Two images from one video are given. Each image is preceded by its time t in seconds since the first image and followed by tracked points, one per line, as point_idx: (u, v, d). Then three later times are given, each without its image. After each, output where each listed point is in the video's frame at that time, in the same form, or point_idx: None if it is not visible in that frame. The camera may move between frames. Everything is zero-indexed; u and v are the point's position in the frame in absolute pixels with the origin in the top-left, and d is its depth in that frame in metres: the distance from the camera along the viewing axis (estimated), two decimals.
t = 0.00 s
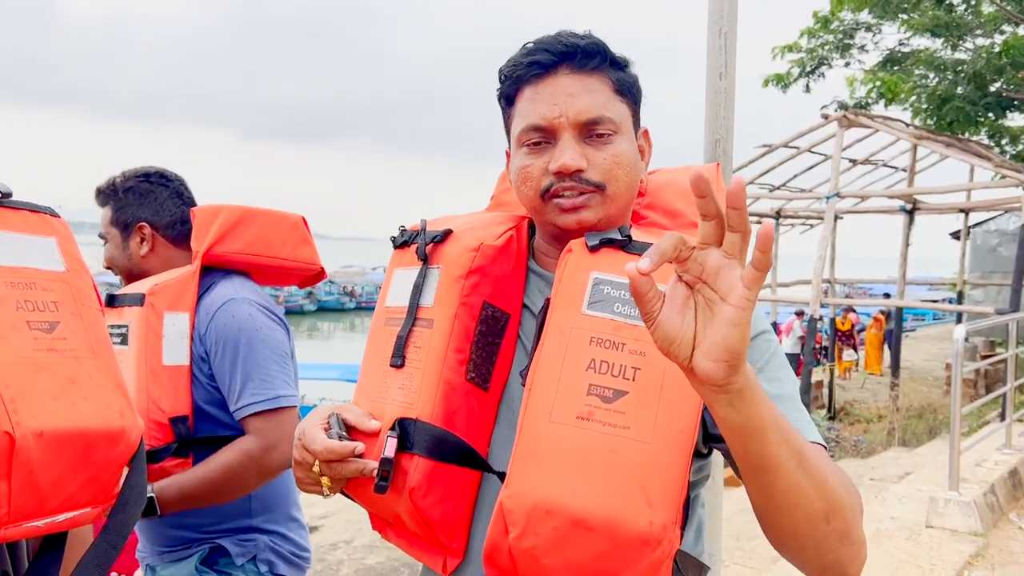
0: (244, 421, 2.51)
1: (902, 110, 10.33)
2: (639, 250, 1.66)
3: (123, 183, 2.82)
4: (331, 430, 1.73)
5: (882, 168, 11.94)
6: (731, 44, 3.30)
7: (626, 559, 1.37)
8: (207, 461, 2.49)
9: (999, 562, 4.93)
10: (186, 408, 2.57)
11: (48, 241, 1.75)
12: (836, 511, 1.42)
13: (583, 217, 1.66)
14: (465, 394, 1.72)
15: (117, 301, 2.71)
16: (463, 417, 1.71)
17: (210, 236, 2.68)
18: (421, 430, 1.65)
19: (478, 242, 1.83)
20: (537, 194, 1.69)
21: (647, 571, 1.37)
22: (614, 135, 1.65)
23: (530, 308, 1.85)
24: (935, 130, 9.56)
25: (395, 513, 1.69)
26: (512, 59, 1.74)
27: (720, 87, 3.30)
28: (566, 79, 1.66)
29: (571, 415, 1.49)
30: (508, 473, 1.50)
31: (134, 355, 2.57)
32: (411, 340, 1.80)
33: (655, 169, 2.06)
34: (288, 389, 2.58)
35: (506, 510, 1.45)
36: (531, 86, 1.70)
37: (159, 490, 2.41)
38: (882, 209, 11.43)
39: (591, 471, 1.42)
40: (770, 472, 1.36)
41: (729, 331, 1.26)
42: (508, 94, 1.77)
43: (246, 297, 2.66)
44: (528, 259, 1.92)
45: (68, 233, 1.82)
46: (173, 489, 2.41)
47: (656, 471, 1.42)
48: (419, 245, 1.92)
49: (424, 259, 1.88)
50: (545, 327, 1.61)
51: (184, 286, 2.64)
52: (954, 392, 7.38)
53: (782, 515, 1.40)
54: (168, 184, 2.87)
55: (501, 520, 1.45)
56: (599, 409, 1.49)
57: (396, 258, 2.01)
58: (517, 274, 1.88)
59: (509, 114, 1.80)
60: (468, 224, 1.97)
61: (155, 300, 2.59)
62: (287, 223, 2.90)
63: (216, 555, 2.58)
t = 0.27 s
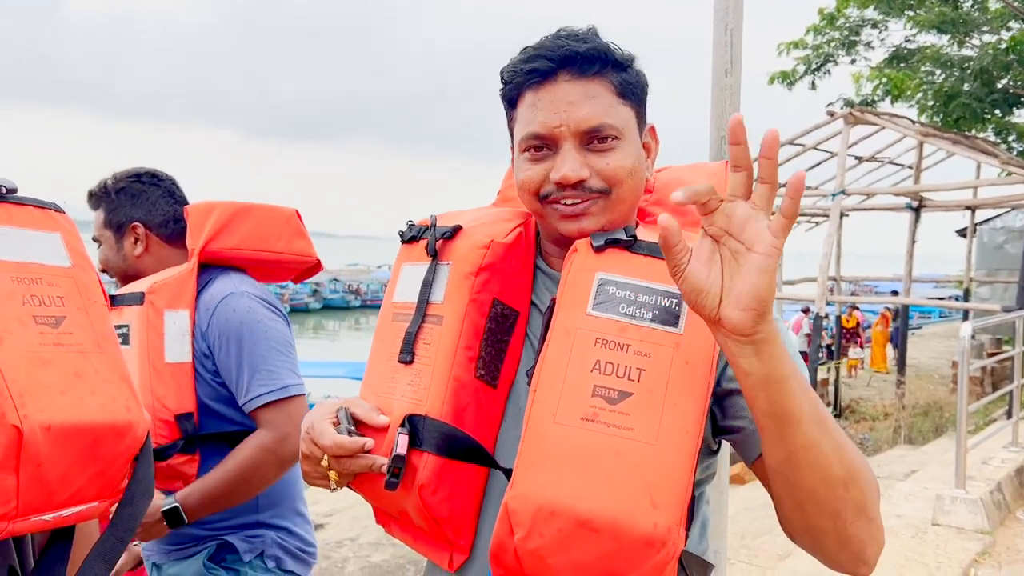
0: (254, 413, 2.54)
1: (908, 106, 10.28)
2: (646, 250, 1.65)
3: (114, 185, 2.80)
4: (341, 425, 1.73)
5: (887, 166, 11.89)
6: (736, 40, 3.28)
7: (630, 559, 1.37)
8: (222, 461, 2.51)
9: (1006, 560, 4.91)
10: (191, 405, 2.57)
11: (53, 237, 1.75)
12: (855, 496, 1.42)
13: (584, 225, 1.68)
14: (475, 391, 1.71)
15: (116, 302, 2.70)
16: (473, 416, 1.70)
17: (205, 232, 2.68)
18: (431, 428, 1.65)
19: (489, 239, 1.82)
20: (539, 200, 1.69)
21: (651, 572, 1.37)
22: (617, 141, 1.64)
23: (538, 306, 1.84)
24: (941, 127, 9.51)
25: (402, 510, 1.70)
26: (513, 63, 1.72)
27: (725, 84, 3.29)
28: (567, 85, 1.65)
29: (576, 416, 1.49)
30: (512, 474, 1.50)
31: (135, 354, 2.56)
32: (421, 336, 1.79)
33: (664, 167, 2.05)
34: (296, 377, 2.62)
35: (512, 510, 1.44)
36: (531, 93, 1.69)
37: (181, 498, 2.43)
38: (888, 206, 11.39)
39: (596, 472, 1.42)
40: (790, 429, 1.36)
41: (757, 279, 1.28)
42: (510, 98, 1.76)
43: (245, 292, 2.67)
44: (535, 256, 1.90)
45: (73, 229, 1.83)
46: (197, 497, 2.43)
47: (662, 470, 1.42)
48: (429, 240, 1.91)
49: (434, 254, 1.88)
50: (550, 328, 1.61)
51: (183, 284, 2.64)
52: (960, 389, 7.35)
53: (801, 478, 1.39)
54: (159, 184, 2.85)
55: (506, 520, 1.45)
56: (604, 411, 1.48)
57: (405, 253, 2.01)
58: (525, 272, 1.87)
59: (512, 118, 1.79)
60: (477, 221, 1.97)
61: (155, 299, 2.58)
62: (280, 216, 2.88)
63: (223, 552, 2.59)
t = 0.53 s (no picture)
0: (265, 405, 2.56)
1: (916, 103, 10.23)
2: (655, 246, 1.65)
3: (114, 184, 2.82)
4: (347, 436, 1.73)
5: (895, 162, 11.84)
6: (743, 36, 3.27)
7: (648, 559, 1.38)
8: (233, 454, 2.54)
9: (1014, 558, 4.89)
10: (199, 400, 2.58)
11: (62, 232, 1.76)
12: (850, 495, 1.43)
13: (587, 202, 1.64)
14: (482, 394, 1.72)
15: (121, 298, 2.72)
16: (480, 418, 1.71)
17: (207, 229, 2.69)
18: (438, 434, 1.67)
19: (487, 241, 1.82)
20: (545, 177, 1.68)
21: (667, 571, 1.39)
22: (627, 123, 1.64)
23: (540, 304, 1.84)
24: (949, 124, 9.45)
25: (412, 516, 1.70)
26: (531, 41, 1.73)
27: (732, 80, 3.28)
28: (582, 64, 1.66)
29: (590, 416, 1.48)
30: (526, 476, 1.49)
31: (141, 350, 2.56)
32: (423, 341, 1.79)
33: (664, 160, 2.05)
34: (303, 369, 2.64)
35: (528, 514, 1.43)
36: (547, 69, 1.69)
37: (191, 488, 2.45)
38: (895, 202, 11.34)
39: (611, 473, 1.42)
40: (803, 495, 1.40)
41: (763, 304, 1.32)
42: (525, 78, 1.77)
43: (251, 284, 2.69)
44: (534, 252, 1.92)
45: (81, 224, 1.84)
46: (208, 488, 2.46)
47: (676, 471, 1.42)
48: (428, 244, 1.90)
49: (434, 258, 1.87)
50: (560, 327, 1.60)
51: (187, 279, 2.65)
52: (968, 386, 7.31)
53: (814, 529, 1.44)
54: (158, 181, 2.86)
55: (523, 524, 1.45)
56: (618, 410, 1.48)
57: (402, 257, 2.00)
58: (526, 270, 1.88)
59: (525, 98, 1.79)
60: (474, 222, 1.96)
61: (161, 294, 2.59)
62: (282, 211, 2.88)
63: (231, 546, 2.60)
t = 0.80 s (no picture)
0: (273, 402, 2.56)
1: (924, 98, 10.16)
2: (669, 244, 1.64)
3: (120, 183, 2.82)
4: (360, 438, 1.71)
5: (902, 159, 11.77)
6: (751, 32, 3.25)
7: (668, 560, 1.37)
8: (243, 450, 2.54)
9: None
10: (208, 398, 2.58)
11: (69, 232, 1.76)
12: (864, 494, 1.42)
13: (599, 199, 1.63)
14: (496, 394, 1.72)
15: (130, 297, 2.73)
16: (495, 418, 1.71)
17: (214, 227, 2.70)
18: (453, 435, 1.65)
19: (501, 240, 1.81)
20: (556, 176, 1.67)
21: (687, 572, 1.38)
22: (638, 120, 1.63)
23: (553, 304, 1.84)
24: (957, 120, 9.38)
25: (426, 517, 1.69)
26: (539, 39, 1.72)
27: (740, 76, 3.26)
28: (591, 61, 1.64)
29: (607, 416, 1.47)
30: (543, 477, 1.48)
31: (152, 348, 2.57)
32: (436, 341, 1.78)
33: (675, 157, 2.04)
34: (313, 364, 2.66)
35: (546, 515, 1.43)
36: (556, 67, 1.68)
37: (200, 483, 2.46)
38: (903, 199, 11.27)
39: (630, 473, 1.41)
40: (818, 493, 1.38)
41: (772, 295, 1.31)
42: (534, 76, 1.75)
43: (259, 282, 2.70)
44: (547, 251, 1.91)
45: (88, 223, 1.83)
46: (216, 483, 2.46)
47: (695, 471, 1.41)
48: (440, 243, 1.89)
49: (445, 258, 1.86)
50: (576, 327, 1.59)
51: (196, 277, 2.65)
52: (977, 383, 7.26)
53: (829, 529, 1.42)
54: (164, 180, 2.87)
55: (541, 525, 1.44)
56: (635, 410, 1.47)
57: (413, 257, 1.99)
58: (539, 270, 1.87)
59: (534, 96, 1.78)
60: (486, 220, 1.95)
61: (170, 292, 2.59)
62: (288, 210, 2.87)
63: (239, 543, 2.60)
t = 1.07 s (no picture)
0: (283, 394, 2.51)
1: (934, 93, 10.05)
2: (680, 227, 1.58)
3: (125, 172, 2.73)
4: (364, 426, 1.67)
5: (913, 154, 11.64)
6: (764, 20, 3.18)
7: (673, 558, 1.30)
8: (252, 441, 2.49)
9: None
10: (214, 389, 2.52)
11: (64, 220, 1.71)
12: (872, 454, 1.28)
13: (614, 192, 1.58)
14: (503, 384, 1.65)
15: (132, 286, 2.64)
16: (502, 408, 1.64)
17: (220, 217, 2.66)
18: (458, 424, 1.59)
19: (510, 225, 1.74)
20: (569, 167, 1.61)
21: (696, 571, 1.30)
22: (651, 103, 1.57)
23: (565, 292, 1.76)
24: (969, 114, 9.26)
25: (433, 510, 1.64)
26: (544, 22, 1.66)
27: (752, 65, 3.19)
28: (599, 44, 1.58)
29: (610, 407, 1.41)
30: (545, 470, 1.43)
31: (157, 340, 2.49)
32: (444, 328, 1.72)
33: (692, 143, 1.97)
34: (321, 356, 2.61)
35: (545, 509, 1.38)
36: (563, 52, 1.62)
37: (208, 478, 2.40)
38: (914, 195, 11.14)
39: (632, 465, 1.35)
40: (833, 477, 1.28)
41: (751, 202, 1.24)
42: (542, 60, 1.70)
43: (266, 274, 2.65)
44: (561, 239, 1.82)
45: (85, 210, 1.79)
46: (225, 476, 2.41)
47: (701, 462, 1.34)
48: (448, 228, 1.82)
49: (454, 243, 1.79)
50: (580, 315, 1.54)
51: (202, 268, 2.61)
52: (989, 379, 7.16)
53: (851, 520, 1.30)
54: (170, 170, 2.77)
55: (540, 520, 1.39)
56: (640, 400, 1.41)
57: (424, 243, 1.93)
58: (551, 256, 1.78)
59: (542, 80, 1.72)
60: (498, 206, 1.88)
61: (176, 281, 2.53)
62: (295, 201, 2.82)
63: (243, 539, 2.55)
